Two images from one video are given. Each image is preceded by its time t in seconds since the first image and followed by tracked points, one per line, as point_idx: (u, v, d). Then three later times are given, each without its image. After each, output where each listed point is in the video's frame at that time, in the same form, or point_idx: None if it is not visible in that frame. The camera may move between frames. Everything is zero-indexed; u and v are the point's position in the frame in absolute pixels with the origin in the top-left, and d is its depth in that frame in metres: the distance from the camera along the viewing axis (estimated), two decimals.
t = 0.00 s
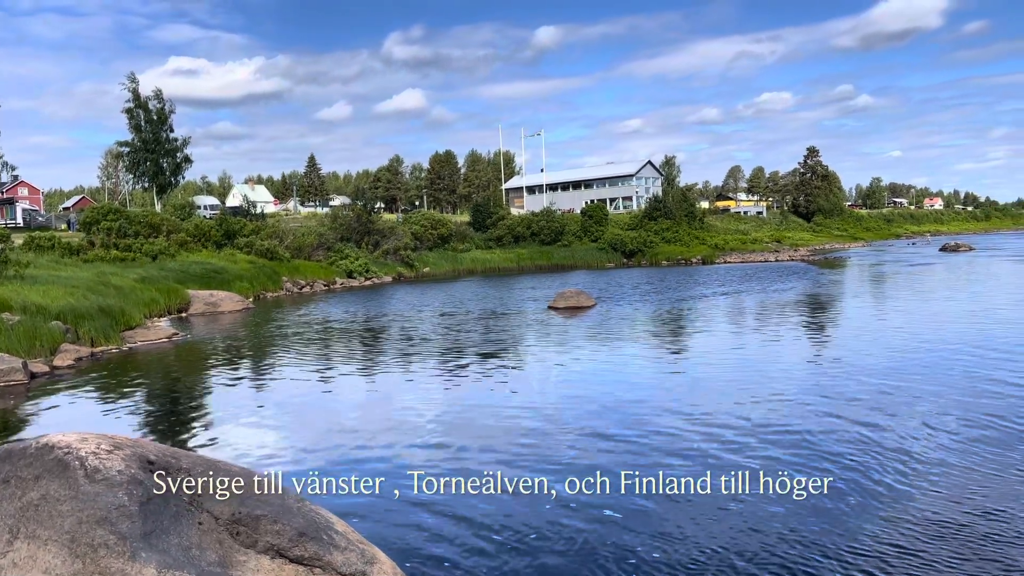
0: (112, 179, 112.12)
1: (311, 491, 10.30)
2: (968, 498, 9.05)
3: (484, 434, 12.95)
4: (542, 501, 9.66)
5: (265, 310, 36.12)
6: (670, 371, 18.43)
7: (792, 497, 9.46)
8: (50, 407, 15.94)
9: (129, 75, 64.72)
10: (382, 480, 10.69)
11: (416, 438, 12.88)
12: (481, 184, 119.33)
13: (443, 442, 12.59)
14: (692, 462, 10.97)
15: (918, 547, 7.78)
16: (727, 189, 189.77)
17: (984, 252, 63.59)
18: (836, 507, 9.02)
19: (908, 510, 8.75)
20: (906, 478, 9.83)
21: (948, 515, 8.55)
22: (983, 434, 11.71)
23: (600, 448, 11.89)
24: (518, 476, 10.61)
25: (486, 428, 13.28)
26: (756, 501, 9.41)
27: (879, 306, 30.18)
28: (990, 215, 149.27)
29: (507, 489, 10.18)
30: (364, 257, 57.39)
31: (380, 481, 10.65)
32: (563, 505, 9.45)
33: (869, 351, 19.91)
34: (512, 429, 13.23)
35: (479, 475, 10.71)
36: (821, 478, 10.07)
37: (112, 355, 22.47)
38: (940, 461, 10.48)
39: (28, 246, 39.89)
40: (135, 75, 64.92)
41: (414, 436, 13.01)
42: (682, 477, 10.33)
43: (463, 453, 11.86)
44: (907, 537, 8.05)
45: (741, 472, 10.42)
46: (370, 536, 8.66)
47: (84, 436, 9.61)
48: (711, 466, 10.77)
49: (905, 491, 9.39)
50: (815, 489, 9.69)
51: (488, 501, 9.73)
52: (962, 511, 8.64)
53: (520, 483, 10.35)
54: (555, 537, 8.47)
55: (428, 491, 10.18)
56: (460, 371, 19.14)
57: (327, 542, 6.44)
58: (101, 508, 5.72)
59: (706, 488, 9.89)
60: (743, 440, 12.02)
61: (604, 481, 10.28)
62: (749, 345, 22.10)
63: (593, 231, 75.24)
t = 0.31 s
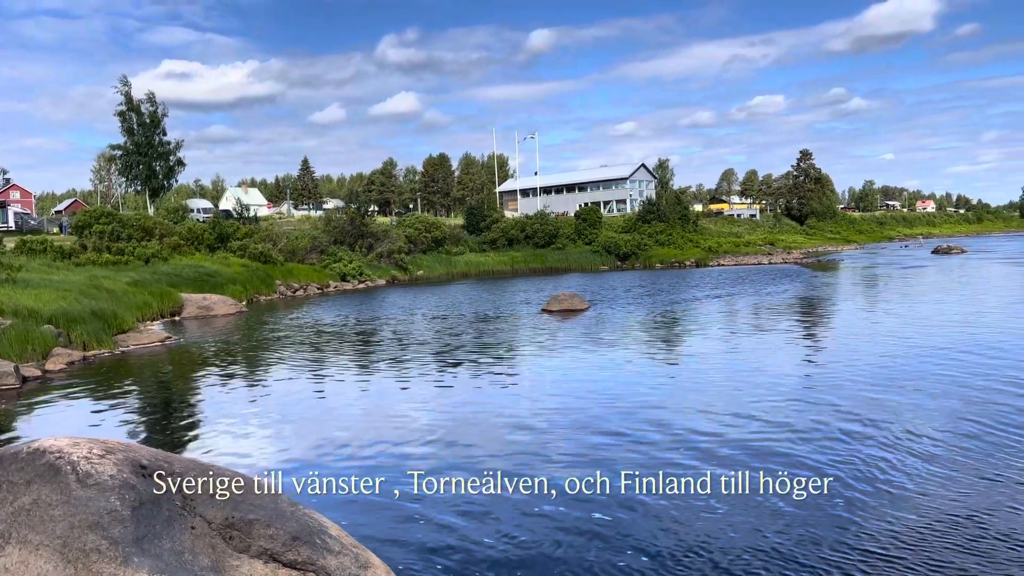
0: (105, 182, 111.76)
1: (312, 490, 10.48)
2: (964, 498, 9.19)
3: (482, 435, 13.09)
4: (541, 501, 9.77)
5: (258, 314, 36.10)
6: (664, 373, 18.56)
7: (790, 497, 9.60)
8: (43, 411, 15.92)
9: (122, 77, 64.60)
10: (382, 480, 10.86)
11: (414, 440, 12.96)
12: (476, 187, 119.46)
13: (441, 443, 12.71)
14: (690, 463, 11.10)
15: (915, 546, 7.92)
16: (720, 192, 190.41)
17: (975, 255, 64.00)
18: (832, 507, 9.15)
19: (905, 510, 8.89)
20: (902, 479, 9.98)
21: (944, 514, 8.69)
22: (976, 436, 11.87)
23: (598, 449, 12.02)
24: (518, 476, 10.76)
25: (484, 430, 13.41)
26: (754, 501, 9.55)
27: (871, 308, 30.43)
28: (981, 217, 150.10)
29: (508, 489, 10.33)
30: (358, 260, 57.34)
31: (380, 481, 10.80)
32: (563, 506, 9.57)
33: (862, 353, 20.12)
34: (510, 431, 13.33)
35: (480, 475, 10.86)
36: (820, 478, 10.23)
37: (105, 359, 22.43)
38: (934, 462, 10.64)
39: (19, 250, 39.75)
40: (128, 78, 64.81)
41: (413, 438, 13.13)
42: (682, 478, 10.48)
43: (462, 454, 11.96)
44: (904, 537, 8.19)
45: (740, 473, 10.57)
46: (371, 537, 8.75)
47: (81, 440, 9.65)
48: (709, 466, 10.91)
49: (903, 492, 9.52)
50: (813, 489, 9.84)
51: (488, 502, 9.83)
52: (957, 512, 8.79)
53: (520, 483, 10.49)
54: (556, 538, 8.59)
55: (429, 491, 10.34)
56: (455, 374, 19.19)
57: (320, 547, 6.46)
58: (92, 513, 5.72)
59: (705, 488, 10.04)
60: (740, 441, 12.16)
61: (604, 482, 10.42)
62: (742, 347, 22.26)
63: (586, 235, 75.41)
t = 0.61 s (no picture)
0: (99, 186, 111.45)
1: (313, 491, 10.59)
2: (960, 497, 9.30)
3: (481, 437, 13.18)
4: (541, 502, 9.86)
5: (252, 318, 36.03)
6: (660, 375, 18.60)
7: (790, 497, 9.69)
8: (37, 416, 15.87)
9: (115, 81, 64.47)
10: (382, 480, 10.99)
11: (413, 442, 13.05)
12: (471, 190, 119.52)
13: (441, 445, 12.80)
14: (689, 463, 11.22)
15: (910, 544, 8.04)
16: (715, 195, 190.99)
17: (969, 257, 64.32)
18: (830, 506, 9.28)
19: (903, 510, 8.99)
20: (900, 479, 10.09)
21: (942, 514, 8.79)
22: (971, 436, 11.99)
23: (596, 450, 12.12)
24: (518, 476, 10.87)
25: (483, 432, 13.50)
26: (754, 500, 9.64)
27: (866, 311, 30.59)
28: (974, 219, 150.92)
29: (507, 489, 10.44)
30: (353, 264, 57.29)
31: (379, 481, 10.94)
32: (563, 506, 9.68)
33: (857, 355, 20.27)
34: (509, 433, 13.42)
35: (480, 476, 10.98)
36: (820, 478, 10.33)
37: (98, 364, 22.35)
38: (931, 462, 10.76)
39: (12, 255, 39.63)
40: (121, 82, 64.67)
41: (411, 440, 13.21)
42: (682, 478, 10.58)
43: (461, 456, 12.06)
44: (901, 534, 8.31)
45: (739, 473, 10.68)
46: (373, 538, 8.85)
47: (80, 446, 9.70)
48: (708, 467, 11.02)
49: (899, 490, 9.65)
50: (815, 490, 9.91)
51: (488, 502, 9.93)
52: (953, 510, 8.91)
53: (520, 484, 10.60)
54: (557, 537, 8.68)
55: (429, 491, 10.46)
56: (450, 377, 19.20)
57: (315, 552, 6.45)
58: (85, 519, 5.71)
59: (705, 488, 10.14)
60: (737, 441, 12.29)
61: (604, 482, 10.53)
62: (737, 349, 22.37)
63: (581, 238, 75.54)
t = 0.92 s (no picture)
0: (93, 191, 111.18)
1: (313, 491, 10.78)
2: (954, 497, 9.48)
3: (481, 439, 13.30)
4: (541, 501, 10.01)
5: (246, 322, 36.00)
6: (655, 378, 18.71)
7: (790, 496, 9.82)
8: (31, 421, 15.84)
9: (108, 86, 64.38)
10: (383, 481, 11.15)
11: (412, 444, 13.19)
12: (465, 195, 119.54)
13: (440, 447, 12.92)
14: (686, 464, 11.39)
15: (906, 542, 8.21)
16: (709, 199, 191.58)
17: (962, 260, 64.67)
18: (826, 505, 9.44)
19: (902, 509, 9.13)
20: (896, 478, 10.27)
21: (943, 514, 8.91)
22: (964, 437, 12.18)
23: (595, 451, 12.28)
24: (518, 477, 11.02)
25: (481, 434, 13.63)
26: (751, 499, 9.81)
27: (860, 313, 30.79)
28: (968, 221, 151.78)
29: (507, 489, 10.61)
30: (347, 269, 57.27)
31: (379, 481, 11.13)
32: (563, 506, 9.82)
33: (852, 357, 20.45)
34: (508, 435, 13.54)
35: (479, 476, 11.16)
36: (819, 478, 10.47)
37: (92, 369, 22.28)
38: (924, 462, 10.94)
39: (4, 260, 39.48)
40: (114, 87, 64.59)
41: (410, 442, 13.32)
42: (681, 478, 10.73)
43: (460, 458, 12.20)
44: (898, 532, 8.48)
45: (738, 473, 10.85)
46: (375, 538, 8.99)
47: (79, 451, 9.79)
48: (708, 467, 11.17)
49: (895, 490, 9.83)
50: (812, 489, 10.08)
51: (489, 502, 10.07)
52: (947, 509, 9.09)
53: (520, 484, 10.76)
54: (559, 535, 8.84)
55: (429, 490, 10.64)
56: (445, 381, 19.23)
57: (310, 557, 6.44)
58: (79, 525, 5.70)
59: (704, 488, 10.31)
60: (733, 442, 12.46)
61: (604, 482, 10.68)
62: (732, 352, 22.46)
63: (576, 241, 75.71)
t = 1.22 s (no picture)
0: (86, 196, 110.91)
1: (313, 491, 10.97)
2: (948, 496, 9.66)
3: (480, 441, 13.47)
4: (541, 502, 10.17)
5: (241, 327, 35.94)
6: (650, 382, 18.84)
7: (787, 496, 10.02)
8: (25, 427, 15.82)
9: (101, 90, 64.26)
10: (382, 481, 11.32)
11: (410, 447, 13.33)
12: (460, 199, 119.63)
13: (439, 449, 13.08)
14: (683, 465, 11.58)
15: (902, 540, 8.39)
16: (703, 203, 192.19)
17: (955, 264, 65.06)
18: (821, 505, 9.61)
19: (899, 508, 9.32)
20: (891, 478, 10.46)
21: (940, 513, 9.10)
22: (956, 438, 12.38)
23: (592, 453, 12.45)
24: (518, 477, 11.21)
25: (479, 436, 13.79)
26: (748, 499, 9.99)
27: (853, 317, 31.02)
28: (960, 225, 152.65)
29: (507, 489, 10.79)
30: (342, 273, 57.22)
31: (379, 481, 11.34)
32: (563, 506, 9.99)
33: (845, 360, 20.67)
34: (507, 437, 13.70)
35: (480, 477, 11.34)
36: (817, 477, 10.66)
37: (85, 375, 22.21)
38: (918, 462, 11.14)
39: None
40: (108, 91, 64.46)
41: (409, 445, 13.46)
42: (681, 478, 10.92)
43: (459, 460, 12.36)
44: (894, 531, 8.65)
45: (737, 473, 11.04)
46: (377, 538, 9.13)
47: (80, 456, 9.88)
48: (706, 467, 11.36)
49: (890, 490, 10.01)
50: (809, 489, 10.26)
51: (491, 502, 10.24)
52: (941, 508, 9.27)
53: (521, 484, 10.94)
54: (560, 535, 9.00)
55: (429, 491, 10.83)
56: (440, 385, 19.24)
57: (304, 563, 6.42)
58: (71, 532, 5.69)
59: (703, 488, 10.49)
60: (729, 444, 12.64)
61: (604, 482, 10.87)
62: (726, 356, 22.62)
63: (571, 246, 75.86)
